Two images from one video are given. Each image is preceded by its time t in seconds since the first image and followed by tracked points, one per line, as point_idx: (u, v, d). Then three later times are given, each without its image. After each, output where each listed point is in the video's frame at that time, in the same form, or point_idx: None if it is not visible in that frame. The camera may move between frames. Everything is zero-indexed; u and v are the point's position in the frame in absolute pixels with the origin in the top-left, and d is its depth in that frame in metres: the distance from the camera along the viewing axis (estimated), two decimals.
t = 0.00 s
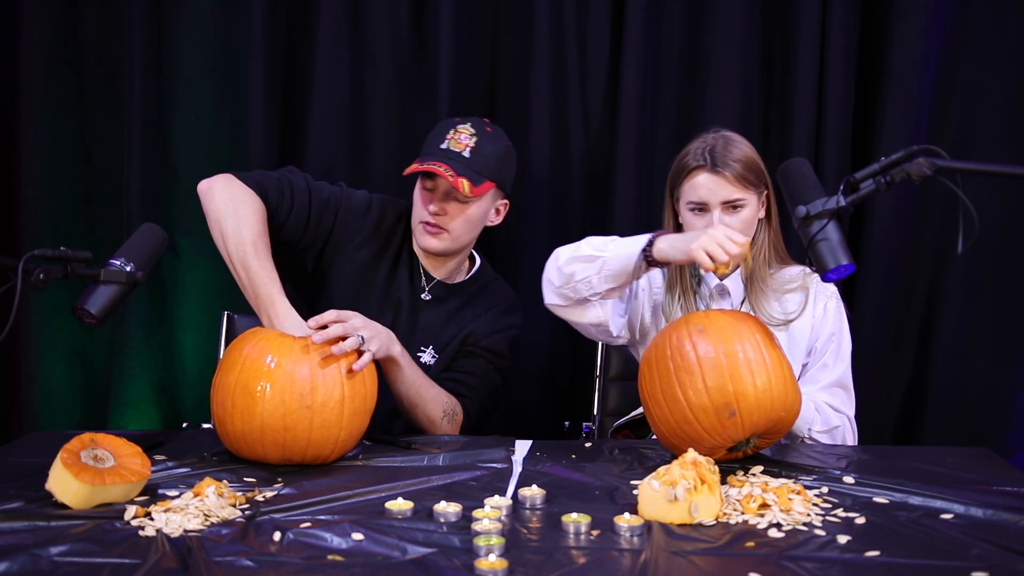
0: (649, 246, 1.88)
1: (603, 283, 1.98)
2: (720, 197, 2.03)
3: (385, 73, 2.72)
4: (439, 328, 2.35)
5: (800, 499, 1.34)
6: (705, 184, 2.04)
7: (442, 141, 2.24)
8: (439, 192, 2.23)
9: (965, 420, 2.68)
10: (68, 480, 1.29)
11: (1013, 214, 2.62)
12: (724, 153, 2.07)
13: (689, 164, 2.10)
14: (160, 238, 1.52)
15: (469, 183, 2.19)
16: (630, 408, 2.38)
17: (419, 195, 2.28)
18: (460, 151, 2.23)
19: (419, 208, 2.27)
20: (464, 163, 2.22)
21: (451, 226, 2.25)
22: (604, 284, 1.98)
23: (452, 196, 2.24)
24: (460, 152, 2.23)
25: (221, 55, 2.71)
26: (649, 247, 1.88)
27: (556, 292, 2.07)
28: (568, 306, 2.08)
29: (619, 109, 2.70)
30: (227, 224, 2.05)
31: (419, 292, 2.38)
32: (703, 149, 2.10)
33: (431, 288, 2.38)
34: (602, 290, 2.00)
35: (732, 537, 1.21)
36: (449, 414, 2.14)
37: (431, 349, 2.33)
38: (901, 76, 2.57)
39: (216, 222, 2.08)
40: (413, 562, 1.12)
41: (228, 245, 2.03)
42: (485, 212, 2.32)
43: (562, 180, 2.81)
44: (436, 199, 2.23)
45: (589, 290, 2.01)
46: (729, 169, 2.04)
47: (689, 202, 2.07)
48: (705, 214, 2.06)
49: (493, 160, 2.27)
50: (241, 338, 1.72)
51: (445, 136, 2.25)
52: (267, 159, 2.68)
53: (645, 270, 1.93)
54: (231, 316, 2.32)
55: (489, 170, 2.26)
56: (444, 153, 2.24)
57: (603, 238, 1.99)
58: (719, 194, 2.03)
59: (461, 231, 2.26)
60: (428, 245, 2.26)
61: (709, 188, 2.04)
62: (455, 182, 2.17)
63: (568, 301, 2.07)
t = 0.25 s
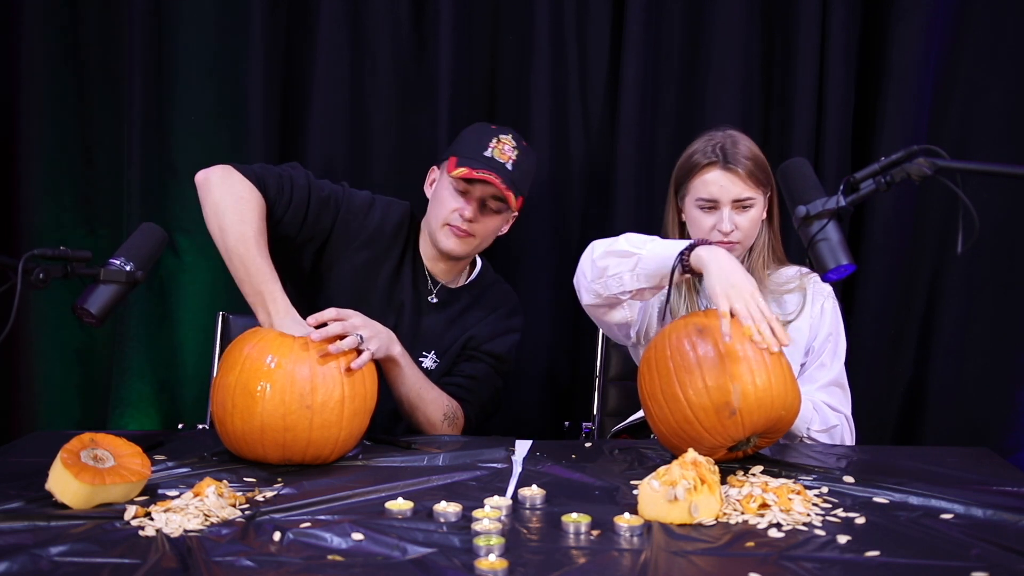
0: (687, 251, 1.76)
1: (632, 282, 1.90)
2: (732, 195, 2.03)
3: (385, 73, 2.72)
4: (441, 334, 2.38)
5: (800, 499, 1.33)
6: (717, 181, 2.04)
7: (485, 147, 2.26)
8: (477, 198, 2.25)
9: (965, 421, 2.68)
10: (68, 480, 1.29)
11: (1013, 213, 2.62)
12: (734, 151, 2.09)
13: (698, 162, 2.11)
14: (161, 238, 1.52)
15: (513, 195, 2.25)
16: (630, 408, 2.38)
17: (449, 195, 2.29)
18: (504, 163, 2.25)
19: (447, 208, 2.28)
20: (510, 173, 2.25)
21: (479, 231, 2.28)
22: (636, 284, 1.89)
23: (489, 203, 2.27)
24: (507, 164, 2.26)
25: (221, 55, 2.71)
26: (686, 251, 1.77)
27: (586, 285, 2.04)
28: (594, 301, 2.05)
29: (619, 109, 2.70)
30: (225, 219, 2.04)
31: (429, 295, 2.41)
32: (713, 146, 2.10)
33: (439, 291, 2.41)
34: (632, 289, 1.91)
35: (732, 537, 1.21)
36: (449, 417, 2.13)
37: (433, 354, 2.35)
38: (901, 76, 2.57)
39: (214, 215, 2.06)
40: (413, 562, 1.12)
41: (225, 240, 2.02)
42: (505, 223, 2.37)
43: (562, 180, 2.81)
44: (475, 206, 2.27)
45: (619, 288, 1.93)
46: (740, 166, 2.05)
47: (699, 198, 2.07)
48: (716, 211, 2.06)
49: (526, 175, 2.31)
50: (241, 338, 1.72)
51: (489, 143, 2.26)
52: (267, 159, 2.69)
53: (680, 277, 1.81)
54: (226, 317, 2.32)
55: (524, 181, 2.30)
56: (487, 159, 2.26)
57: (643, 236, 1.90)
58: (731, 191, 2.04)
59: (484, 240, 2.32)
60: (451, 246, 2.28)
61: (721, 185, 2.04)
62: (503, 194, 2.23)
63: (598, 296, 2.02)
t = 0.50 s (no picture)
0: (689, 236, 1.75)
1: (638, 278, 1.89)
2: (738, 196, 2.03)
3: (385, 73, 2.72)
4: (441, 335, 2.38)
5: (800, 499, 1.33)
6: (723, 182, 2.04)
7: (505, 153, 2.28)
8: (493, 200, 2.29)
9: (965, 420, 2.68)
10: (68, 480, 1.29)
11: (1013, 213, 2.62)
12: (740, 152, 2.08)
13: (704, 163, 2.10)
14: (160, 238, 1.52)
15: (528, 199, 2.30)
16: (630, 409, 2.38)
17: (462, 198, 2.31)
18: (523, 170, 2.29)
19: (461, 211, 2.30)
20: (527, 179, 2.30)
21: (492, 235, 2.32)
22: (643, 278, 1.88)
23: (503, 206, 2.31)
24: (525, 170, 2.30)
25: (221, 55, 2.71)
26: (687, 237, 1.75)
27: (594, 288, 2.05)
28: (602, 303, 2.05)
29: (619, 109, 2.70)
30: (226, 222, 2.03)
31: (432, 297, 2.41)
32: (720, 147, 2.10)
33: (442, 293, 2.41)
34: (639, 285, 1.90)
35: (731, 537, 1.21)
36: (449, 420, 2.13)
37: (433, 358, 2.35)
38: (901, 76, 2.57)
39: (213, 219, 2.05)
40: (413, 562, 1.12)
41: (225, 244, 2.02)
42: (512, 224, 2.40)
43: (562, 180, 2.81)
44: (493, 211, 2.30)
45: (626, 285, 1.93)
46: (747, 168, 2.05)
47: (705, 198, 2.06)
48: (721, 212, 2.05)
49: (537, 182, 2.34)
50: (241, 337, 1.72)
51: (507, 150, 2.28)
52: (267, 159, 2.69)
53: (684, 265, 1.79)
54: (223, 317, 2.32)
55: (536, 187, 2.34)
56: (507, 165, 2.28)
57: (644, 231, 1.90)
58: (737, 192, 2.03)
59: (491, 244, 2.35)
60: (465, 249, 2.29)
61: (727, 186, 2.03)
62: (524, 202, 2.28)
63: (607, 297, 2.02)
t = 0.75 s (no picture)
0: (687, 220, 1.78)
1: (640, 271, 1.90)
2: (740, 197, 2.03)
3: (385, 73, 2.72)
4: (439, 335, 2.37)
5: (800, 499, 1.34)
6: (726, 183, 2.04)
7: (506, 153, 2.30)
8: (493, 200, 2.31)
9: (965, 420, 2.68)
10: (68, 480, 1.29)
11: (1013, 213, 2.62)
12: (743, 153, 2.08)
13: (707, 163, 2.10)
14: (160, 238, 1.52)
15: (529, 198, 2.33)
16: (629, 409, 2.38)
17: (461, 197, 2.32)
18: (523, 170, 2.31)
19: (460, 212, 2.30)
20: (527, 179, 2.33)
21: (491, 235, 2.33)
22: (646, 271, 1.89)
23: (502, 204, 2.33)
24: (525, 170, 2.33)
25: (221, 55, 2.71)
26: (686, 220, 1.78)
27: (596, 293, 2.03)
28: (604, 307, 2.03)
29: (619, 108, 2.70)
30: (221, 227, 2.03)
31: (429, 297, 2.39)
32: (723, 148, 2.10)
33: (439, 293, 2.40)
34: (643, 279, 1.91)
35: (732, 537, 1.21)
36: (448, 421, 2.14)
37: (431, 358, 2.35)
38: (901, 76, 2.57)
39: (208, 224, 2.04)
40: (413, 562, 1.12)
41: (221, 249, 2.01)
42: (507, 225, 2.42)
43: (562, 180, 2.81)
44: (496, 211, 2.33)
45: (630, 282, 1.93)
46: (749, 169, 2.04)
47: (707, 199, 2.06)
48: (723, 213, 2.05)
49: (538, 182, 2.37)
50: (241, 337, 1.72)
51: (508, 150, 2.30)
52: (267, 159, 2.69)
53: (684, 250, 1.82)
54: (222, 317, 2.32)
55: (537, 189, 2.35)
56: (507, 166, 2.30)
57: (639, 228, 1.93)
58: (740, 193, 2.03)
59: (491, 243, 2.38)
60: (465, 249, 2.29)
61: (729, 187, 2.04)
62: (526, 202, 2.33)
63: (609, 300, 2.01)
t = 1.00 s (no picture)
0: (689, 219, 1.77)
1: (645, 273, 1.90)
2: (741, 198, 2.03)
3: (385, 73, 2.72)
4: (436, 332, 2.37)
5: (800, 499, 1.34)
6: (727, 184, 2.04)
7: (506, 152, 2.34)
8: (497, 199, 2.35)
9: (965, 420, 2.68)
10: (68, 479, 1.29)
11: (1013, 213, 2.62)
12: (744, 154, 2.08)
13: (708, 164, 2.10)
14: (161, 238, 1.52)
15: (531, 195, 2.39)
16: (629, 409, 2.38)
17: (464, 199, 2.34)
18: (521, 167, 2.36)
19: (465, 213, 2.33)
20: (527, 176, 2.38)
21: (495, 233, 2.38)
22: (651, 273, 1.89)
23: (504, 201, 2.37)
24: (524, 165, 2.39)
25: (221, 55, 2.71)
26: (688, 220, 1.78)
27: (601, 295, 2.03)
28: (610, 309, 2.03)
29: (619, 108, 2.70)
30: (226, 233, 2.02)
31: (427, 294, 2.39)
32: (724, 149, 2.09)
33: (437, 290, 2.40)
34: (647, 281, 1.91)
35: (731, 537, 1.21)
36: (448, 418, 2.14)
37: (429, 356, 2.35)
38: (901, 76, 2.57)
39: (211, 230, 2.04)
40: (413, 562, 1.12)
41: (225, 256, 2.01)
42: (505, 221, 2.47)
43: (562, 180, 2.81)
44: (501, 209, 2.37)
45: (634, 284, 1.93)
46: (750, 170, 2.04)
47: (708, 200, 2.07)
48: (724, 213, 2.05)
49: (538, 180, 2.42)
50: (241, 337, 1.72)
51: (507, 148, 2.34)
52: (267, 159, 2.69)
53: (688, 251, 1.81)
54: (221, 317, 2.32)
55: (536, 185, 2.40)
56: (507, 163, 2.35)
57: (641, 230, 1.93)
58: (741, 194, 2.03)
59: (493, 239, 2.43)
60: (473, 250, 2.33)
61: (730, 188, 2.03)
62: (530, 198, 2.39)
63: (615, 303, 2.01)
